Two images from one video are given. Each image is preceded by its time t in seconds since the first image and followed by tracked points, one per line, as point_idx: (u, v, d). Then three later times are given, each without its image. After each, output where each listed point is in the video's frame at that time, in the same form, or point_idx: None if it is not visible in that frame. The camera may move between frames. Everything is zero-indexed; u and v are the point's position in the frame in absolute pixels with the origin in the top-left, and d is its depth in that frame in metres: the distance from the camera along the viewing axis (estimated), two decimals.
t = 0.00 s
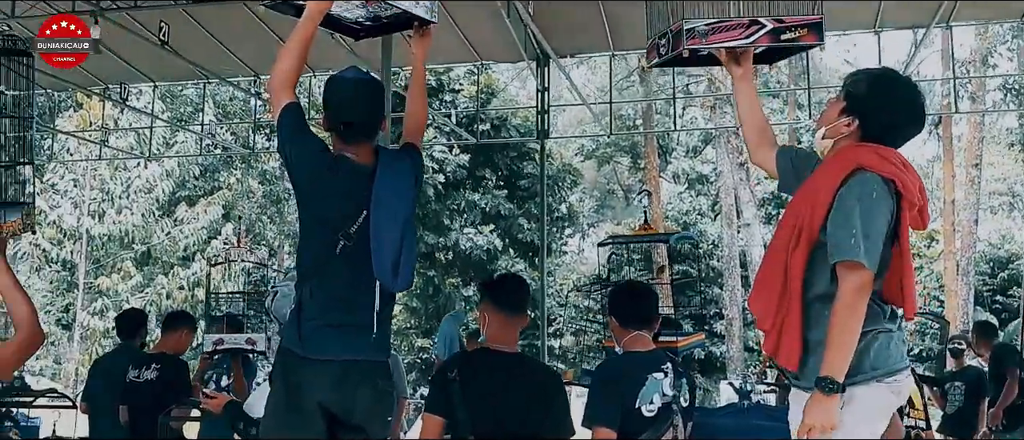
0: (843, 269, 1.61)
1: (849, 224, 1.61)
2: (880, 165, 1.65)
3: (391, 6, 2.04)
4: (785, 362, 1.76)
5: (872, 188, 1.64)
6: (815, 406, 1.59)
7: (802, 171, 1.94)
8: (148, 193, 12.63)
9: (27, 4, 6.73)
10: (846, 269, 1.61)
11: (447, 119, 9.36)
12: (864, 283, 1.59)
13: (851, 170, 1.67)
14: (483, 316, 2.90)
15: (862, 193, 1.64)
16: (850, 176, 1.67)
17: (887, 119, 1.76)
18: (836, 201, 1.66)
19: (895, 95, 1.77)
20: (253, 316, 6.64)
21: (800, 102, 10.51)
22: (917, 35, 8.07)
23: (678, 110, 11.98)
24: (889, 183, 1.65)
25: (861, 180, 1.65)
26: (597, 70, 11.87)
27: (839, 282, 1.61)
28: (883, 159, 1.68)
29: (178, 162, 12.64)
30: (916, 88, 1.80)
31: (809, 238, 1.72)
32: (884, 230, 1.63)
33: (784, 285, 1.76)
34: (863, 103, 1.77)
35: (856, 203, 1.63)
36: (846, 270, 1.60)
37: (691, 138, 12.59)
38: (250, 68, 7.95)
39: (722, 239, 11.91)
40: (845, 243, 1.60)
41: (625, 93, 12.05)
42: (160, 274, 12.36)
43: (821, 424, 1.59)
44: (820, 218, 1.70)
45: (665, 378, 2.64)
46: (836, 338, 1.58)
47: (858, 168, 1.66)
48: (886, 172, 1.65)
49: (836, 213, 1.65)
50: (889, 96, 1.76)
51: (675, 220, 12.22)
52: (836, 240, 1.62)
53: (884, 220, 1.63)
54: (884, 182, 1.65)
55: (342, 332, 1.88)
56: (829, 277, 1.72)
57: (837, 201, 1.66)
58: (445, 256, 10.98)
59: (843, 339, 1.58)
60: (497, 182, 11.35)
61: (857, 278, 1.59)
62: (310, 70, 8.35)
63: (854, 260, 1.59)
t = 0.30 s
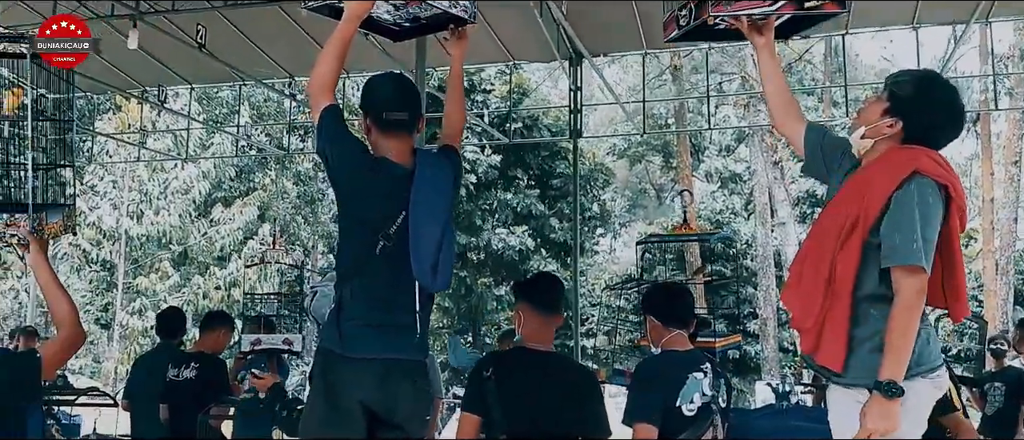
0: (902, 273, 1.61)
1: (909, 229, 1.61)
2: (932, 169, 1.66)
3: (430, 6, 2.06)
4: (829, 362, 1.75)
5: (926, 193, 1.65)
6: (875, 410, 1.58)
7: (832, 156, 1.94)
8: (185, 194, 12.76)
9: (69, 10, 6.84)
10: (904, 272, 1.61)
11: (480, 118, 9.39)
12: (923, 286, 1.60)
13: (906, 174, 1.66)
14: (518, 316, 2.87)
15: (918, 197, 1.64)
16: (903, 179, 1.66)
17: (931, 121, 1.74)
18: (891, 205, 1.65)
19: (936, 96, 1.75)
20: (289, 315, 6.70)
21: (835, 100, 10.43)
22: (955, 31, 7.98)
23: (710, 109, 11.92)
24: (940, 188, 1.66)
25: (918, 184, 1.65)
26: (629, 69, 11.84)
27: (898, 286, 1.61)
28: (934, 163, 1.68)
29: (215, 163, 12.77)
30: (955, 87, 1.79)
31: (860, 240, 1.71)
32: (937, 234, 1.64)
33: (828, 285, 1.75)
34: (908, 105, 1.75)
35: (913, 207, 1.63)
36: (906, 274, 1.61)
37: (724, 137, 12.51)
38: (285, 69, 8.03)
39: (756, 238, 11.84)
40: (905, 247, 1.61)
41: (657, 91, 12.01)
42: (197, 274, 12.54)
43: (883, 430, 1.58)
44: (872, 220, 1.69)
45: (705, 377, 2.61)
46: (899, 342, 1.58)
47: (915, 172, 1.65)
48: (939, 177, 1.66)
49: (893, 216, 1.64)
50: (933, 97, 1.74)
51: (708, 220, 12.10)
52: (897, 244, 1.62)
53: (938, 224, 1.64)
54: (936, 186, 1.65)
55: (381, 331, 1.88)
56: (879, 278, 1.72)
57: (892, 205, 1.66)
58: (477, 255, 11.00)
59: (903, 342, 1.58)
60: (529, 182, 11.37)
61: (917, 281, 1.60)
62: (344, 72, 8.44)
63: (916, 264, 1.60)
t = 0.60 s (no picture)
0: (954, 276, 1.65)
1: (960, 232, 1.65)
2: (979, 170, 1.70)
3: (468, 6, 2.06)
4: (873, 360, 1.78)
5: (973, 194, 1.69)
6: (936, 415, 1.63)
7: (873, 146, 1.98)
8: (222, 194, 12.95)
9: (109, 13, 7.00)
10: (956, 273, 1.65)
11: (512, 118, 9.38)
12: (973, 287, 1.64)
13: (953, 177, 1.69)
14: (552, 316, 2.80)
15: (966, 199, 1.68)
16: (950, 181, 1.69)
17: (971, 122, 1.78)
18: (940, 206, 1.69)
19: (977, 97, 1.78)
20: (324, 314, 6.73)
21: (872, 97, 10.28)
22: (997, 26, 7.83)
23: (744, 107, 11.82)
24: (985, 189, 1.70)
25: (965, 186, 1.69)
26: (662, 68, 11.78)
27: (949, 286, 1.65)
28: (978, 164, 1.72)
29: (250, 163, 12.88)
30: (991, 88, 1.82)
31: (906, 241, 1.73)
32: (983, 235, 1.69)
33: (873, 284, 1.77)
34: (950, 105, 1.78)
35: (962, 209, 1.67)
36: (957, 276, 1.64)
37: (758, 135, 12.39)
38: (319, 70, 8.09)
39: (791, 237, 11.73)
40: (956, 249, 1.65)
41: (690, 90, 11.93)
42: (233, 274, 12.67)
43: (944, 432, 1.63)
44: (918, 222, 1.72)
45: (744, 378, 2.59)
46: (953, 341, 1.63)
47: (962, 174, 1.69)
48: (984, 178, 1.70)
49: (943, 218, 1.68)
50: (974, 98, 1.78)
51: (742, 219, 11.93)
52: (948, 247, 1.65)
53: (985, 225, 1.68)
54: (981, 187, 1.70)
55: (418, 330, 1.88)
56: (924, 278, 1.76)
57: (940, 207, 1.69)
58: (510, 255, 11.00)
59: (957, 341, 1.63)
60: (561, 182, 11.35)
61: (969, 281, 1.64)
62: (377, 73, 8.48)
63: (968, 265, 1.64)
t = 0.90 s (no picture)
0: (990, 277, 1.64)
1: (995, 233, 1.65)
2: (1012, 171, 1.70)
3: (500, 6, 2.06)
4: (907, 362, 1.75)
5: (1006, 194, 1.68)
6: (974, 418, 1.61)
7: (909, 146, 1.93)
8: (253, 194, 13.09)
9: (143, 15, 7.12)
10: (992, 275, 1.64)
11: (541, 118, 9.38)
12: (1009, 287, 1.64)
13: (987, 177, 1.68)
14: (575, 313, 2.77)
15: (1000, 199, 1.68)
16: (984, 182, 1.68)
17: (1003, 122, 1.77)
18: (975, 206, 1.68)
19: (1010, 98, 1.78)
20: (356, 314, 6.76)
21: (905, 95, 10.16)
22: None
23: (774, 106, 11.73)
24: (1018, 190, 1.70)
25: (999, 186, 1.68)
26: (691, 67, 11.73)
27: (985, 288, 1.65)
28: (1011, 164, 1.71)
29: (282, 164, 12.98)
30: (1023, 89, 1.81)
31: (940, 241, 1.71)
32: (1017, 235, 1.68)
33: (907, 285, 1.75)
34: (984, 105, 1.77)
35: (997, 210, 1.67)
36: (994, 277, 1.64)
37: (789, 134, 12.29)
38: (349, 71, 8.14)
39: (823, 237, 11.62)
40: (991, 250, 1.64)
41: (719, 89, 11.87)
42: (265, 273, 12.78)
43: (982, 434, 1.61)
44: (953, 222, 1.70)
45: (781, 379, 2.57)
46: (988, 343, 1.62)
47: (997, 174, 1.68)
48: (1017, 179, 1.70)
49: (978, 219, 1.67)
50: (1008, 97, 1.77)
51: (773, 219, 11.83)
52: (983, 248, 1.65)
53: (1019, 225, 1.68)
54: (1014, 188, 1.70)
55: (448, 328, 1.88)
56: (959, 279, 1.73)
57: (975, 207, 1.68)
58: (538, 255, 10.98)
59: (993, 342, 1.62)
60: (590, 182, 11.33)
61: (1005, 282, 1.64)
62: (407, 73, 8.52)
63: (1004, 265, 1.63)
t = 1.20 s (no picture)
0: None
1: None
2: None
3: (535, 3, 2.08)
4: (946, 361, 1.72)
5: None
6: (1000, 415, 1.63)
7: (954, 140, 1.91)
8: (288, 195, 13.18)
9: (180, 19, 7.22)
10: None
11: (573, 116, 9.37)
12: None
13: None
14: (602, 314, 2.73)
15: None
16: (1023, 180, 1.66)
17: None
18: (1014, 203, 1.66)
19: None
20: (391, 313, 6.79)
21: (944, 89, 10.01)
22: None
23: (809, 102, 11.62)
24: None
25: None
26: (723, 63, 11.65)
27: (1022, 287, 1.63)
28: None
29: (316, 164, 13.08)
30: None
31: (979, 238, 1.69)
32: None
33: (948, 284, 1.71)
34: None
35: None
36: None
37: (825, 130, 12.16)
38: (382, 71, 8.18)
39: (860, 234, 11.48)
40: None
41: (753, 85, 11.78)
42: (300, 273, 12.90)
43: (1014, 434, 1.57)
44: (993, 219, 1.68)
45: (822, 378, 2.52)
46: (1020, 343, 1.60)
47: None
48: None
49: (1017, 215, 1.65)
50: None
51: (808, 217, 11.82)
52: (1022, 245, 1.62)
53: None
54: None
55: (491, 328, 1.89)
56: (1000, 277, 1.70)
57: (1015, 203, 1.66)
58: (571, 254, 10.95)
59: None
60: (623, 180, 11.30)
61: None
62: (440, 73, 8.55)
63: None
